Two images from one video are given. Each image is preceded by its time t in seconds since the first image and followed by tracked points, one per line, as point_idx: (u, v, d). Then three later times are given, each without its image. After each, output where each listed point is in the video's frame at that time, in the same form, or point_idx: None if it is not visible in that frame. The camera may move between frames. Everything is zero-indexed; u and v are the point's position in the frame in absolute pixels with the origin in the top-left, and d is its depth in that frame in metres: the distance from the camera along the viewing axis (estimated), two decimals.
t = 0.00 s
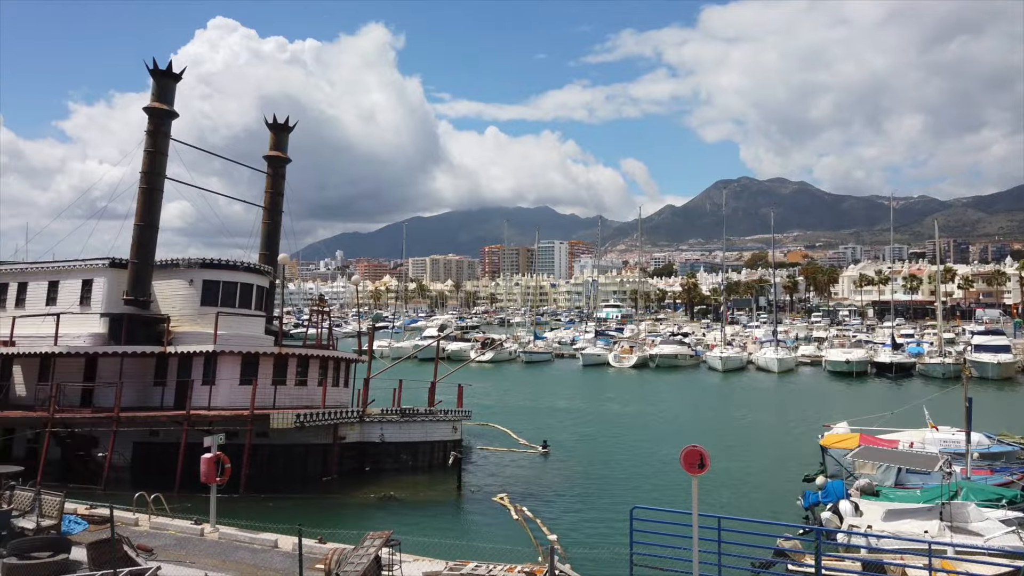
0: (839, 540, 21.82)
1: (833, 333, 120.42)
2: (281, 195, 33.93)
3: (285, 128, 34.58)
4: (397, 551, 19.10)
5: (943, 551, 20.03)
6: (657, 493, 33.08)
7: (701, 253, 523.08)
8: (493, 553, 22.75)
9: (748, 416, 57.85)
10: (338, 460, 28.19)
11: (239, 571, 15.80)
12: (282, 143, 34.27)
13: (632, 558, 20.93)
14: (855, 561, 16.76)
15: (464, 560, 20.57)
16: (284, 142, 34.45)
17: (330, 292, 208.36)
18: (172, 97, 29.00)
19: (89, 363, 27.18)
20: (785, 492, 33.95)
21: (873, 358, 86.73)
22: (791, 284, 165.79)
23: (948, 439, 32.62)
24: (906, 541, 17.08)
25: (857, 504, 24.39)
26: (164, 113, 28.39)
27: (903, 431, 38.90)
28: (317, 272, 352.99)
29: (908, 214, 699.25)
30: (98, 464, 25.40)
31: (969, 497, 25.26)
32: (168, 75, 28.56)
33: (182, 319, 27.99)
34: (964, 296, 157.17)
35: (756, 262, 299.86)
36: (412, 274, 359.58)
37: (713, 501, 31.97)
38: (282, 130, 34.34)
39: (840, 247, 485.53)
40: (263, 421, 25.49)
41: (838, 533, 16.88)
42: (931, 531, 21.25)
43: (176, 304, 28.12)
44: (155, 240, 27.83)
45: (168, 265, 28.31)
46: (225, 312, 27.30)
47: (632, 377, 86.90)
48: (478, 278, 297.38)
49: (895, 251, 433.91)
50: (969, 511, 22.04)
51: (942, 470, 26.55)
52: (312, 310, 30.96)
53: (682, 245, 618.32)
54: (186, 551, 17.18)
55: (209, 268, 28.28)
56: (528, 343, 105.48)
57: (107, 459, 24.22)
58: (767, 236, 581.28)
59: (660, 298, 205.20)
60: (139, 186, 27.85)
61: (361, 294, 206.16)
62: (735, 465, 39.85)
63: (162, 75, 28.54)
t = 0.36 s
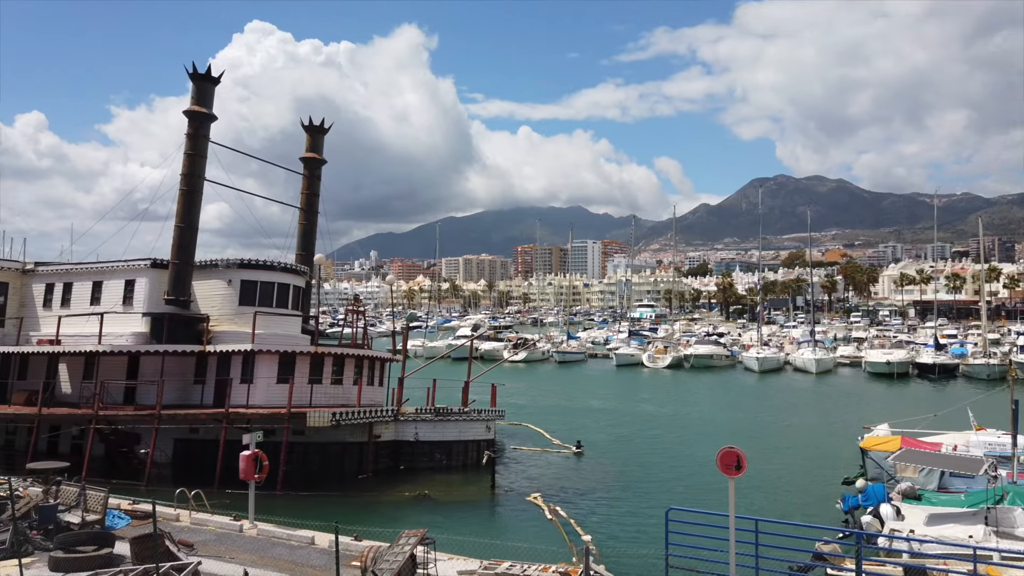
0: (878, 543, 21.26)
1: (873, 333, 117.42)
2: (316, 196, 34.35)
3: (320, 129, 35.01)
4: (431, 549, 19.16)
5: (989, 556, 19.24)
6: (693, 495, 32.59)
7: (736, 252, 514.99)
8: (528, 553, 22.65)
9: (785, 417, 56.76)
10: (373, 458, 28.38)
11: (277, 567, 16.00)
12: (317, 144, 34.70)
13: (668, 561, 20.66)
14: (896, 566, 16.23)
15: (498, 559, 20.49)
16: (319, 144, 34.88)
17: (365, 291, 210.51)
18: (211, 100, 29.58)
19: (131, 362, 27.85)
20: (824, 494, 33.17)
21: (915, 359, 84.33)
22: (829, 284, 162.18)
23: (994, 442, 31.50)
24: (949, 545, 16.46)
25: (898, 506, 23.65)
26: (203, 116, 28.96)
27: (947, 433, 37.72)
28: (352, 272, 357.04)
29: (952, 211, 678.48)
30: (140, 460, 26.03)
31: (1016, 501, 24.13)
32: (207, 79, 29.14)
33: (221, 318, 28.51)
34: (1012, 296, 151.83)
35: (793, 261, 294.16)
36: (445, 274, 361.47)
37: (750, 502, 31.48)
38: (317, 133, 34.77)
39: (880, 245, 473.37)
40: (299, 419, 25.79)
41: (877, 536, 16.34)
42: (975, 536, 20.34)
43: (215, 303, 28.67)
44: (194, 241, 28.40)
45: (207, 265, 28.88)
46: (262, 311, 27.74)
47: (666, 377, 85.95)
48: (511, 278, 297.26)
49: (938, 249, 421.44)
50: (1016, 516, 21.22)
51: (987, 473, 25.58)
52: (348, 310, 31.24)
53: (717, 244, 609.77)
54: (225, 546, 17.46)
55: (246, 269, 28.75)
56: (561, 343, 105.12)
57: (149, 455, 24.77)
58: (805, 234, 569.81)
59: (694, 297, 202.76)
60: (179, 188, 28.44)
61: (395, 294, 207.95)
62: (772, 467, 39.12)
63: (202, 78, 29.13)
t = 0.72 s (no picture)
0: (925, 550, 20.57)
1: (921, 333, 113.76)
2: (356, 197, 34.74)
3: (359, 131, 35.39)
4: (469, 548, 19.17)
5: None
6: (734, 497, 31.98)
7: (778, 251, 504.86)
8: (565, 553, 22.53)
9: (828, 419, 55.41)
10: (411, 456, 28.54)
11: (318, 563, 16.20)
12: (357, 145, 35.09)
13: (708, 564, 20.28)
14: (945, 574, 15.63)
15: (535, 559, 20.38)
16: (359, 145, 35.27)
17: (403, 291, 212.47)
18: (253, 103, 30.15)
19: (177, 360, 28.55)
20: (870, 498, 32.20)
21: (964, 360, 81.41)
22: (874, 283, 157.76)
23: None
24: (1002, 553, 15.79)
25: (946, 512, 22.83)
26: (246, 119, 29.55)
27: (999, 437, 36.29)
28: (391, 272, 360.97)
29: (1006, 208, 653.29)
30: (185, 457, 26.67)
31: None
32: (250, 82, 29.71)
33: (264, 317, 29.04)
34: None
35: (836, 260, 287.00)
36: (482, 274, 362.73)
37: (793, 505, 30.79)
38: (356, 134, 35.15)
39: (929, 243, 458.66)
40: (340, 417, 26.07)
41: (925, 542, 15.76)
42: None
43: (258, 303, 29.21)
44: (237, 242, 29.01)
45: (250, 266, 29.45)
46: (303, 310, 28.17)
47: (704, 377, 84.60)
48: (548, 278, 296.65)
49: (990, 247, 406.42)
50: None
51: None
52: (386, 309, 31.51)
53: (758, 243, 598.52)
54: (267, 542, 17.75)
55: (288, 269, 29.23)
56: (598, 343, 104.45)
57: (193, 452, 25.36)
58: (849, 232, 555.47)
59: (734, 297, 199.46)
60: (222, 190, 29.07)
61: (433, 294, 209.36)
62: (815, 469, 38.20)
63: (245, 82, 29.72)
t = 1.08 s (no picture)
0: (967, 556, 19.96)
1: (961, 334, 110.50)
2: (387, 197, 35.00)
3: (391, 132, 35.65)
4: (500, 548, 19.14)
5: None
6: (769, 500, 31.43)
7: (812, 250, 495.36)
8: (597, 554, 22.39)
9: (865, 420, 54.16)
10: (442, 455, 28.57)
11: (352, 561, 16.33)
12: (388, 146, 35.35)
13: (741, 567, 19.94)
14: None
15: (566, 559, 20.25)
16: (390, 146, 35.54)
17: (434, 291, 213.63)
18: (287, 106, 30.57)
19: (213, 359, 29.08)
20: (910, 501, 31.36)
21: (1007, 361, 78.82)
22: (912, 282, 153.78)
23: None
24: None
25: (989, 517, 22.09)
26: (280, 121, 29.99)
27: None
28: (422, 272, 363.68)
29: None
30: (221, 455, 27.14)
31: None
32: (283, 85, 30.15)
33: (297, 317, 29.40)
34: None
35: (873, 259, 280.54)
36: (512, 274, 363.02)
37: (830, 508, 30.13)
38: (388, 135, 35.42)
39: (971, 241, 445.59)
40: (372, 416, 26.26)
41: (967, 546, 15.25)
42: None
43: (291, 302, 29.61)
44: (272, 243, 29.44)
45: (284, 266, 29.86)
46: (336, 310, 28.47)
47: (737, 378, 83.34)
48: (578, 277, 295.42)
49: None
50: None
51: None
52: (417, 309, 31.67)
53: (792, 242, 588.12)
54: (301, 539, 17.96)
55: (321, 269, 29.57)
56: (629, 343, 103.66)
57: (229, 450, 25.78)
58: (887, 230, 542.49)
59: (768, 296, 196.44)
60: (257, 192, 29.53)
61: (464, 294, 210.16)
62: (852, 472, 37.33)
63: (278, 85, 30.16)
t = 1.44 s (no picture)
0: (1012, 561, 19.10)
1: (1009, 334, 106.80)
2: (420, 198, 35.21)
3: (424, 132, 35.87)
4: (535, 548, 19.09)
5: None
6: (809, 502, 30.77)
7: (852, 248, 484.12)
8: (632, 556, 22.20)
9: (908, 422, 52.71)
10: (476, 455, 28.64)
11: (388, 559, 16.43)
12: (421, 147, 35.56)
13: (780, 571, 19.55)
14: None
15: (601, 560, 20.09)
16: (423, 147, 35.74)
17: (467, 291, 214.37)
18: (322, 107, 30.96)
19: (252, 358, 29.61)
20: (957, 505, 30.39)
21: None
22: (955, 281, 149.24)
23: None
24: None
25: None
26: (316, 123, 30.40)
27: None
28: (455, 273, 365.29)
29: None
30: (259, 452, 27.61)
31: None
32: (319, 87, 30.55)
33: (333, 316, 29.77)
34: None
35: (915, 257, 273.05)
36: (544, 274, 362.54)
37: (870, 511, 29.45)
38: (421, 136, 35.64)
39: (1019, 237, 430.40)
40: (407, 415, 26.43)
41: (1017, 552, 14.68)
42: None
43: (327, 302, 30.00)
44: (308, 243, 29.87)
45: (320, 266, 30.27)
46: (371, 310, 28.74)
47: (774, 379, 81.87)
48: (611, 277, 293.57)
49: None
50: None
51: None
52: (451, 309, 31.80)
53: (831, 239, 575.63)
54: (337, 536, 18.15)
55: (356, 269, 29.89)
56: (663, 343, 102.59)
57: (267, 447, 26.23)
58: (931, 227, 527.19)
59: (806, 295, 192.65)
60: (293, 193, 29.96)
61: (496, 293, 210.45)
62: (895, 474, 36.36)
63: (314, 87, 30.57)
